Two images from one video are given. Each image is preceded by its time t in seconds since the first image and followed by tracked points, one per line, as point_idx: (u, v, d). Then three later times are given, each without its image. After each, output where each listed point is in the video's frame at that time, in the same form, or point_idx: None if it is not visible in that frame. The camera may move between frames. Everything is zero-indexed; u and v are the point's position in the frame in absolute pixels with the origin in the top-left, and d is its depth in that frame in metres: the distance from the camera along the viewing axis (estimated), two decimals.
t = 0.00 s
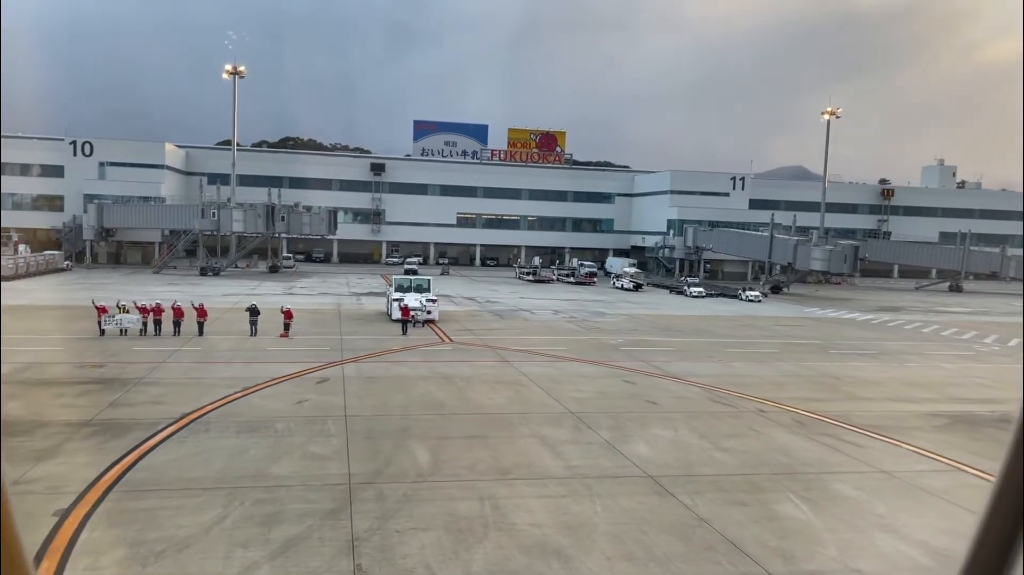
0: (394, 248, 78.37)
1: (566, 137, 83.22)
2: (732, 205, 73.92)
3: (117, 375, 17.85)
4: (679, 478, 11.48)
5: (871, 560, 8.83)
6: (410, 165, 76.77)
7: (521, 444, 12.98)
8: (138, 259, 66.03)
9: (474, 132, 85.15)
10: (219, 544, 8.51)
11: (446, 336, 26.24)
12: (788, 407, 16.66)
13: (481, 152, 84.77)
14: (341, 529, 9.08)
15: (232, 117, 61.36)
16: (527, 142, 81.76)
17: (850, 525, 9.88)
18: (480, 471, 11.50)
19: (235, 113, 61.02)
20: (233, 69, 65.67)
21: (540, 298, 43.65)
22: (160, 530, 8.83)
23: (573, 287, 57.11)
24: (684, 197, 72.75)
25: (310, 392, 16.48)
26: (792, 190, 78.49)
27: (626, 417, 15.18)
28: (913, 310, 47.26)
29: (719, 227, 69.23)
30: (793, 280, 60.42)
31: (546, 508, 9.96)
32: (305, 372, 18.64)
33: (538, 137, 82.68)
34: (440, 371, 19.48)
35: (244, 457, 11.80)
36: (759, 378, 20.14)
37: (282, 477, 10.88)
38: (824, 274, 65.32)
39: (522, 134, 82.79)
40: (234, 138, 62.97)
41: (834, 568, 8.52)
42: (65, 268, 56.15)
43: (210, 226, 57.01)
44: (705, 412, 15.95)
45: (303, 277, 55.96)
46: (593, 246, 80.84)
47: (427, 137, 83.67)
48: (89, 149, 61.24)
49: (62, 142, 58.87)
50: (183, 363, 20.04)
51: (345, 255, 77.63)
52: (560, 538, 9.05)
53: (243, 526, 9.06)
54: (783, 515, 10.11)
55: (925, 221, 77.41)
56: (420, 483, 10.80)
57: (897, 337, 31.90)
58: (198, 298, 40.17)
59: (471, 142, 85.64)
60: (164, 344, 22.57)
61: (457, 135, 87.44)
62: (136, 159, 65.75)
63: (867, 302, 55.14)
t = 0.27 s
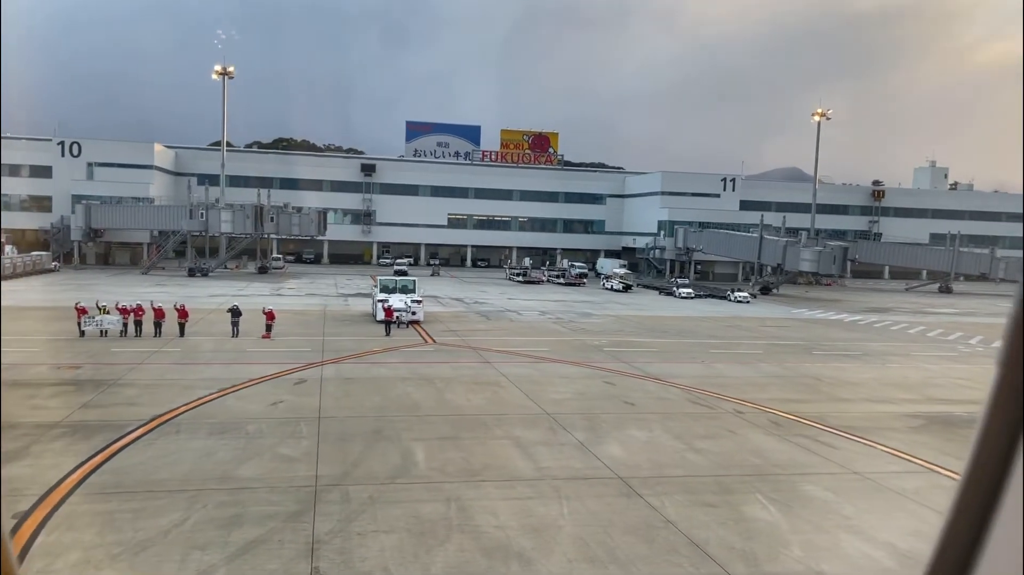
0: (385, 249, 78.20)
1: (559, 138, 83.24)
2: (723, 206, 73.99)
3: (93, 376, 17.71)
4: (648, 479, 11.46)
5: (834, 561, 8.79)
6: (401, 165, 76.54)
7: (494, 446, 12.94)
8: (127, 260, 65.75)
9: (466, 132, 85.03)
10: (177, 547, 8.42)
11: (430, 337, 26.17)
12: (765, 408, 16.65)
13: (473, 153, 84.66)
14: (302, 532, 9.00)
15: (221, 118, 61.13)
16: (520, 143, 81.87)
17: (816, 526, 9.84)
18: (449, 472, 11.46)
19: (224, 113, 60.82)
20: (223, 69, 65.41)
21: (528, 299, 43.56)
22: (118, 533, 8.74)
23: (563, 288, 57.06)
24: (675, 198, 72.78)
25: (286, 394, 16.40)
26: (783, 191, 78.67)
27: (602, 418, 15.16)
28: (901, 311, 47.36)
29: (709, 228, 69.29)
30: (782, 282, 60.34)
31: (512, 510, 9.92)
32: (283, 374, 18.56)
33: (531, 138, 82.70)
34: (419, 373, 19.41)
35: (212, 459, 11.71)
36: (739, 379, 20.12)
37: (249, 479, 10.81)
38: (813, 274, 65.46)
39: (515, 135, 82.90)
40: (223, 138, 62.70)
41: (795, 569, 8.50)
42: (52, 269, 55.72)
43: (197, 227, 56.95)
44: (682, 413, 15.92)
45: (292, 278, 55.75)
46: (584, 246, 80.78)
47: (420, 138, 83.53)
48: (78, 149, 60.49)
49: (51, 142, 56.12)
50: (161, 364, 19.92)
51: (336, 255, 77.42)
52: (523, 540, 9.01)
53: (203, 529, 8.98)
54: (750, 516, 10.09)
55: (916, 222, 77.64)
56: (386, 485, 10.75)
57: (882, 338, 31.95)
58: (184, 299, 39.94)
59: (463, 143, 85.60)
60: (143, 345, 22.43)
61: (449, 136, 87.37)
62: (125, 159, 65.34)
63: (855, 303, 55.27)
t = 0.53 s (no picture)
0: (375, 249, 78.02)
1: (551, 138, 83.21)
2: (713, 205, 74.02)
3: (68, 376, 17.60)
4: (618, 479, 11.42)
5: (796, 562, 8.74)
6: (391, 165, 76.30)
7: (466, 446, 12.88)
8: (115, 260, 65.38)
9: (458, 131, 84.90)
10: (134, 549, 8.33)
11: (413, 336, 26.09)
12: (743, 407, 16.64)
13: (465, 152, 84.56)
14: (262, 533, 8.92)
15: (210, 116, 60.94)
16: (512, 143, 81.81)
17: (782, 526, 9.82)
18: (417, 473, 11.40)
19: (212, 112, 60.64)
20: (211, 68, 65.20)
21: (516, 298, 43.48)
22: (74, 535, 8.64)
23: (553, 287, 57.02)
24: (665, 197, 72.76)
25: (261, 394, 16.31)
26: (773, 190, 78.80)
27: (578, 418, 15.12)
28: (889, 311, 47.42)
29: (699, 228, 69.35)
30: (772, 281, 59.85)
31: (477, 511, 9.87)
32: (261, 374, 18.47)
33: (523, 137, 82.57)
34: (399, 372, 19.34)
35: (179, 459, 11.63)
36: (719, 378, 20.08)
37: (215, 480, 10.73)
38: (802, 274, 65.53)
39: (507, 134, 82.73)
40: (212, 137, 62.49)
41: (756, 570, 8.46)
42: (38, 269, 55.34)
43: (186, 226, 56.87)
44: (658, 412, 15.89)
45: (280, 277, 55.54)
46: (575, 246, 80.72)
47: (412, 137, 83.36)
48: (66, 149, 62.34)
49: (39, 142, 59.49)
50: (139, 364, 19.81)
51: (326, 255, 77.24)
52: (485, 541, 8.95)
53: (162, 530, 8.89)
54: (716, 516, 10.06)
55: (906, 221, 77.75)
56: (352, 486, 10.68)
57: (868, 337, 31.96)
58: (170, 299, 39.75)
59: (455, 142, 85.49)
60: (123, 345, 22.32)
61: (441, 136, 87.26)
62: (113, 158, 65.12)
63: (844, 302, 55.37)
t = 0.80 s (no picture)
0: (366, 246, 77.77)
1: (543, 135, 83.07)
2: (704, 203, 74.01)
3: (42, 374, 17.44)
4: (587, 477, 11.38)
5: (758, 561, 8.72)
6: (381, 161, 76.02)
7: (437, 443, 12.81)
8: (103, 257, 64.88)
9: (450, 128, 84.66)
10: (89, 548, 8.22)
11: (395, 334, 25.97)
12: (720, 405, 16.61)
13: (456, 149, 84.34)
14: (222, 532, 8.83)
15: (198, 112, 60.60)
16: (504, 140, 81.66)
17: (748, 524, 9.78)
18: (385, 471, 11.33)
19: (200, 108, 60.31)
20: (200, 64, 64.81)
21: (504, 295, 43.37)
22: (29, 533, 8.53)
23: (542, 285, 56.91)
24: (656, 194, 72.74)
25: (236, 391, 16.20)
26: (764, 188, 78.89)
27: (554, 416, 15.07)
28: (876, 308, 47.52)
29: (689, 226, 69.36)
30: (761, 278, 59.71)
31: (441, 509, 9.81)
32: (238, 372, 18.36)
33: (516, 135, 82.39)
34: (377, 369, 19.24)
35: (146, 457, 11.52)
36: (699, 375, 20.05)
37: (180, 478, 10.63)
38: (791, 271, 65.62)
39: (500, 132, 82.65)
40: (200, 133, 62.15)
41: (717, 568, 8.43)
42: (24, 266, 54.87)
43: (173, 222, 56.61)
44: (635, 410, 15.85)
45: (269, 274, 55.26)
46: (566, 243, 80.65)
47: (404, 134, 83.08)
48: (53, 144, 62.36)
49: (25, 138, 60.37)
50: (116, 361, 19.65)
51: (316, 252, 76.97)
52: (447, 539, 8.89)
53: (120, 529, 8.79)
54: (682, 514, 10.02)
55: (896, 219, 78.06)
56: (318, 484, 10.61)
57: (853, 334, 31.97)
58: (154, 296, 39.46)
59: (447, 139, 85.32)
60: (102, 342, 22.16)
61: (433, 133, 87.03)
62: (101, 155, 64.69)
63: (832, 299, 55.47)
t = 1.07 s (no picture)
0: (357, 242, 77.50)
1: (537, 131, 82.85)
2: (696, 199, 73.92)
3: (16, 370, 17.30)
4: (557, 473, 11.34)
5: (720, 557, 8.67)
6: (372, 157, 75.78)
7: (409, 439, 12.76)
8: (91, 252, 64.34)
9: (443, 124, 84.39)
10: (43, 545, 8.12)
11: (378, 330, 25.88)
12: (698, 400, 16.59)
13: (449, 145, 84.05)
14: (181, 529, 8.76)
15: (187, 107, 60.31)
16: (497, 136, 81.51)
17: (714, 520, 9.75)
18: (353, 467, 11.27)
19: (190, 103, 60.03)
20: (189, 59, 64.40)
21: (493, 291, 43.27)
22: None
23: (533, 281, 56.77)
24: (647, 190, 72.70)
25: (211, 387, 16.11)
26: (756, 184, 78.99)
27: (530, 411, 15.03)
28: (865, 304, 47.57)
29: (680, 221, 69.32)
30: (751, 274, 59.62)
31: (405, 505, 9.78)
32: (215, 368, 18.25)
33: (510, 130, 82.22)
34: (356, 365, 19.18)
35: (112, 453, 11.42)
36: (680, 371, 20.01)
37: (145, 474, 10.56)
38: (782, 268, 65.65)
39: (492, 128, 82.50)
40: (189, 128, 61.84)
41: (679, 565, 8.39)
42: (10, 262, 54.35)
43: (162, 218, 55.90)
44: (612, 406, 15.82)
45: (258, 270, 55.01)
46: (557, 239, 80.57)
47: (396, 129, 82.80)
48: (41, 140, 61.82)
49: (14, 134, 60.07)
50: (94, 356, 19.53)
51: (307, 248, 76.67)
52: (409, 535, 8.83)
53: (78, 527, 8.69)
54: (648, 510, 9.99)
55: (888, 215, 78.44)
56: (285, 481, 10.54)
57: (839, 330, 31.98)
58: (139, 292, 39.21)
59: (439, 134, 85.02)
60: (81, 338, 22.02)
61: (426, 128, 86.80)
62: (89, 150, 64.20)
63: (822, 295, 55.46)
